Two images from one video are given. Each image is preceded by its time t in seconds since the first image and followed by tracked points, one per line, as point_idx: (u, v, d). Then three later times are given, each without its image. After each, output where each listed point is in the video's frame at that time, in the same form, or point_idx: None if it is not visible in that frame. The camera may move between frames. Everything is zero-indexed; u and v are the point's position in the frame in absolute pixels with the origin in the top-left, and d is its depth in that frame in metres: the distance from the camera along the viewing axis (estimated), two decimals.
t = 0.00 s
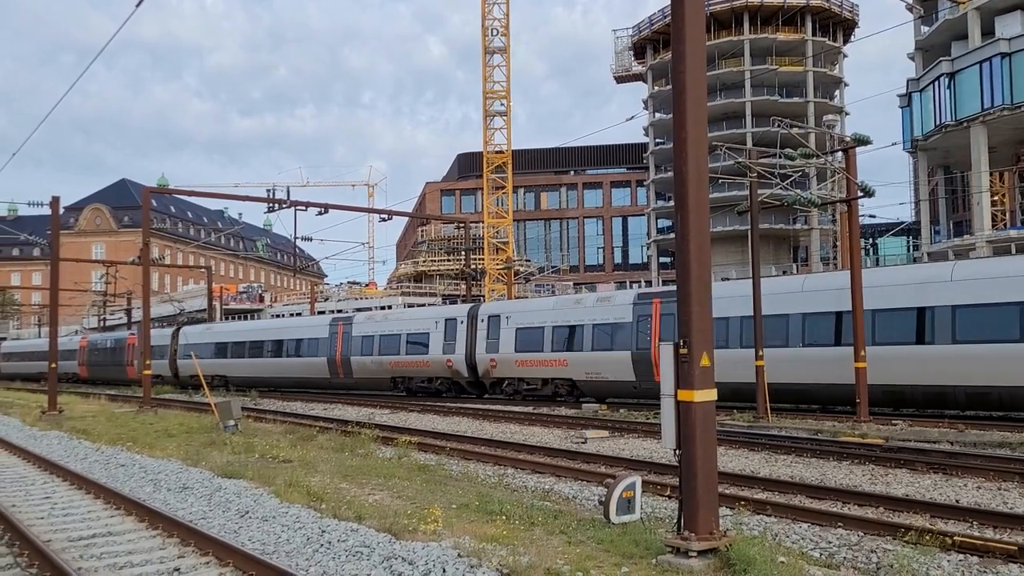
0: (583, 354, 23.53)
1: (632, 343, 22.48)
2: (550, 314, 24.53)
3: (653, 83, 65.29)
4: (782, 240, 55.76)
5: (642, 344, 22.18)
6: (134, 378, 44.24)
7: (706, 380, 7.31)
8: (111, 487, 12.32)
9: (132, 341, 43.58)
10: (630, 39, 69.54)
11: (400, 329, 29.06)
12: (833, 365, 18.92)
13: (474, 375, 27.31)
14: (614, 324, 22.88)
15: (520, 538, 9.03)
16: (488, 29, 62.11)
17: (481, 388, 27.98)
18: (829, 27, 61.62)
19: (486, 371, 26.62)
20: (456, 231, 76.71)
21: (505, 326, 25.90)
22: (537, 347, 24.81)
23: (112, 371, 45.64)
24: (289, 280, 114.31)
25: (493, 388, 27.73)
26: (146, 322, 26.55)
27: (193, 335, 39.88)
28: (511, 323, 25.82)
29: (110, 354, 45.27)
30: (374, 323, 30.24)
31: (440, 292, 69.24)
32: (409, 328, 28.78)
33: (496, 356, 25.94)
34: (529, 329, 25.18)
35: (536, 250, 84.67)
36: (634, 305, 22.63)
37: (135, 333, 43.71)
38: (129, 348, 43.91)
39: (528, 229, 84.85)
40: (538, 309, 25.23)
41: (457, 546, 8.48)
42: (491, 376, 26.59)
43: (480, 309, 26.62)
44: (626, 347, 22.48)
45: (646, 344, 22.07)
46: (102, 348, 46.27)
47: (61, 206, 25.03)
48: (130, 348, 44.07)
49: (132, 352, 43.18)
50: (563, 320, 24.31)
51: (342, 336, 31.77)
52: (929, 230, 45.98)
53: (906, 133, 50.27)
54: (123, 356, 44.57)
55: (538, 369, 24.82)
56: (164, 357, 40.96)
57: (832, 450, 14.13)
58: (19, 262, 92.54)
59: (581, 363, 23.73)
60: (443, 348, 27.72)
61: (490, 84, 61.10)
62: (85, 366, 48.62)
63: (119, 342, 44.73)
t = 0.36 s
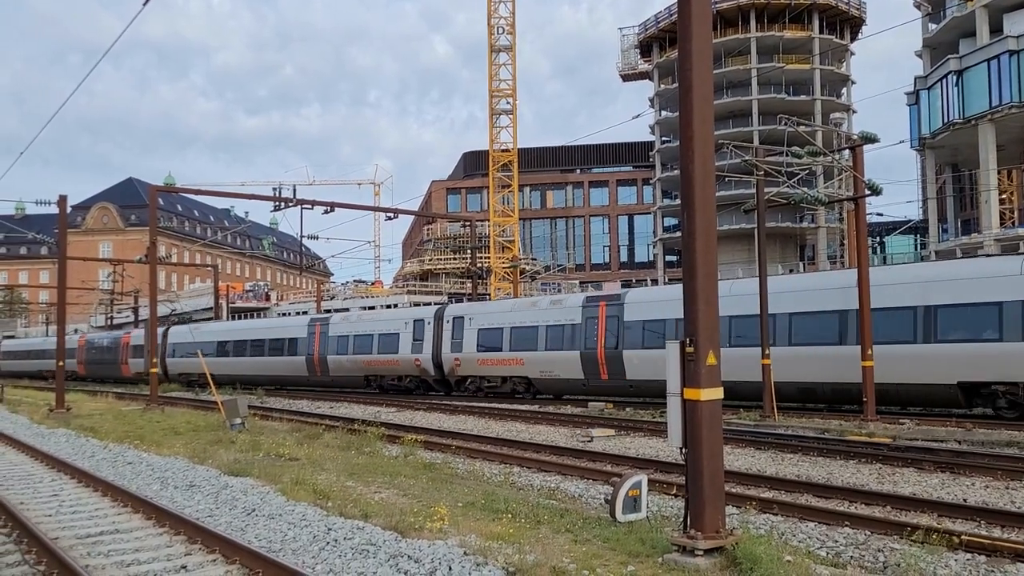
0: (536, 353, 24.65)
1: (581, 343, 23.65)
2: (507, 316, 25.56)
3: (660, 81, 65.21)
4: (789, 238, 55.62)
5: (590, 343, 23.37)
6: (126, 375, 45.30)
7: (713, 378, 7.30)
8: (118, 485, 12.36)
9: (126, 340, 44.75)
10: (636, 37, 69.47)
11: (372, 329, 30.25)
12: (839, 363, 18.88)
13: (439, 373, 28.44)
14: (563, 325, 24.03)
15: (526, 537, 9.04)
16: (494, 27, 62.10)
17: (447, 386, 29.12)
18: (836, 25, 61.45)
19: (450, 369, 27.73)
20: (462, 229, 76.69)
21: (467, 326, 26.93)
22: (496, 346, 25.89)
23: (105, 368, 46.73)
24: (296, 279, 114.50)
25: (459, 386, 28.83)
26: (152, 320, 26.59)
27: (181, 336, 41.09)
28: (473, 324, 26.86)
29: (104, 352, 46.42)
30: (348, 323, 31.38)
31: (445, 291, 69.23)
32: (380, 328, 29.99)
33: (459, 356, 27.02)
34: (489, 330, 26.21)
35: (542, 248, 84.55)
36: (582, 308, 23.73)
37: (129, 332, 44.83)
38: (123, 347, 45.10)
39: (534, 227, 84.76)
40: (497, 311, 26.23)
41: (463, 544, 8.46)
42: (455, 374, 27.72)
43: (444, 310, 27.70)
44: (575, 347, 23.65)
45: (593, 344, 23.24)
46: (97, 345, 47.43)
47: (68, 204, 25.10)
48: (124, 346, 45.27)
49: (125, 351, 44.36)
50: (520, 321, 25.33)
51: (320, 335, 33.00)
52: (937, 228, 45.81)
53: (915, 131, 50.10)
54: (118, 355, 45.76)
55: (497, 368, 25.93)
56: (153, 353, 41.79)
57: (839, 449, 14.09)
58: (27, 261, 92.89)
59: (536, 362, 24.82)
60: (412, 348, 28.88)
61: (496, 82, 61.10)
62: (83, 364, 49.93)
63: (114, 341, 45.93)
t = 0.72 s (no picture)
0: (490, 351, 26.35)
1: (531, 341, 25.32)
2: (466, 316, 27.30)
3: (667, 78, 65.06)
4: (797, 235, 55.49)
5: (539, 342, 25.00)
6: (125, 373, 47.21)
7: (719, 375, 7.30)
8: (126, 482, 12.39)
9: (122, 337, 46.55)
10: (643, 33, 69.36)
11: (346, 328, 32.04)
12: (846, 360, 18.83)
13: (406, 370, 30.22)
14: (514, 325, 25.77)
15: (533, 534, 9.04)
16: (500, 24, 62.02)
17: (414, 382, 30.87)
18: (844, 21, 61.28)
19: (417, 366, 29.55)
20: (468, 227, 76.69)
21: (432, 326, 28.76)
22: (457, 345, 27.65)
23: (104, 366, 48.53)
24: (303, 277, 114.90)
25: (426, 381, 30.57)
26: (160, 317, 26.65)
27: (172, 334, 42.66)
28: (437, 325, 28.73)
29: (102, 349, 48.33)
30: (324, 323, 33.24)
31: (452, 288, 69.24)
32: (353, 327, 31.80)
33: (424, 354, 28.85)
34: (450, 330, 28.02)
35: (549, 245, 84.46)
36: (532, 309, 25.43)
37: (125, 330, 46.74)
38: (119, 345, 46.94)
39: (540, 224, 84.69)
40: (457, 312, 28.03)
41: (470, 541, 8.49)
42: (421, 371, 29.55)
43: (410, 310, 29.55)
44: (525, 345, 25.35)
45: (542, 343, 24.91)
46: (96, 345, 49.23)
47: (76, 202, 25.18)
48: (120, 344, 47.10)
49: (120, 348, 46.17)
50: (477, 321, 26.99)
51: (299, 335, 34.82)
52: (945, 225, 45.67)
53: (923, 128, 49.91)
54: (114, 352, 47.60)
55: (458, 365, 27.68)
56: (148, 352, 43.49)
57: (846, 446, 14.06)
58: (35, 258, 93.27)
59: (493, 360, 26.45)
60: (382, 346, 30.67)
61: (502, 79, 61.05)
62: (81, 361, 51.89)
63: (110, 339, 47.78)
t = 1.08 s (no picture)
0: (454, 347, 27.73)
1: (490, 338, 26.75)
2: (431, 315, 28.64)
3: (674, 73, 64.91)
4: (804, 230, 55.40)
5: (497, 339, 26.40)
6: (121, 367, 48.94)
7: (726, 371, 7.29)
8: (134, 477, 12.44)
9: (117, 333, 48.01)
10: (650, 28, 69.19)
11: (322, 325, 33.60)
12: (853, 356, 18.78)
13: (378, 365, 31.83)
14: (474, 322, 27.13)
15: (539, 528, 9.06)
16: (507, 20, 61.95)
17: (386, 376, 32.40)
18: (852, 15, 61.06)
19: (388, 362, 30.99)
20: (475, 222, 76.70)
21: (401, 324, 30.10)
22: (424, 342, 28.99)
23: (102, 361, 50.12)
24: (310, 272, 115.24)
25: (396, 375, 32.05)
26: (167, 312, 26.71)
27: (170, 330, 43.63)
28: (406, 322, 30.11)
29: (98, 345, 49.92)
30: (303, 320, 34.80)
31: (458, 284, 69.32)
32: (329, 324, 33.33)
33: (394, 350, 30.23)
34: (418, 327, 29.40)
35: (555, 240, 84.50)
36: (490, 307, 26.88)
37: (121, 326, 48.26)
38: (115, 341, 48.42)
39: (547, 220, 84.71)
40: (425, 310, 29.39)
41: (477, 536, 8.48)
42: (392, 366, 31.06)
43: (380, 309, 30.93)
44: (484, 340, 26.73)
45: (499, 340, 26.31)
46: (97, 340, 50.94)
47: (84, 198, 25.28)
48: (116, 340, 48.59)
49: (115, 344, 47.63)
50: (442, 319, 28.43)
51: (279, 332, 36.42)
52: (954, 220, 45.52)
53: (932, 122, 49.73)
54: (111, 347, 49.10)
55: (424, 361, 29.03)
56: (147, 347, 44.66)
57: (853, 442, 14.03)
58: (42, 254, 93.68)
59: (456, 356, 27.92)
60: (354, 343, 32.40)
61: (509, 75, 61.01)
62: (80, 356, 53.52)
63: (107, 335, 49.28)
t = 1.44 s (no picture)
0: (418, 348, 28.99)
1: (452, 339, 27.97)
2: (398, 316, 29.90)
3: (680, 70, 64.70)
4: (809, 228, 55.28)
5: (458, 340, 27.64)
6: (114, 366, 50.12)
7: (733, 370, 7.19)
8: (138, 477, 12.37)
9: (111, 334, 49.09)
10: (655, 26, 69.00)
11: (297, 326, 34.85)
12: (861, 355, 18.68)
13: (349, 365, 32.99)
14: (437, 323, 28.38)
15: (545, 530, 8.96)
16: (511, 17, 61.82)
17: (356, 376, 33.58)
18: (859, 12, 60.81)
19: (358, 362, 32.22)
20: (479, 221, 76.56)
21: (370, 325, 31.32)
22: (391, 342, 30.23)
23: (97, 360, 51.23)
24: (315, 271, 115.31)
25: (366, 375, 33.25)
26: (171, 312, 26.64)
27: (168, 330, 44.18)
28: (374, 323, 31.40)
29: (92, 344, 51.08)
30: (280, 321, 36.05)
31: (463, 283, 69.21)
32: (303, 325, 34.53)
33: (362, 350, 31.49)
34: (386, 328, 30.63)
35: (560, 239, 84.34)
36: (452, 309, 28.10)
37: (114, 327, 49.36)
38: (108, 342, 49.49)
39: (552, 218, 84.57)
40: (392, 312, 30.62)
41: (482, 537, 8.40)
42: (362, 365, 32.26)
43: (350, 311, 32.21)
44: (447, 341, 27.97)
45: (460, 340, 27.55)
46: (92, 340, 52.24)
47: (87, 197, 25.18)
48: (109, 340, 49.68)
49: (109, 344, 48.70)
50: (407, 321, 29.66)
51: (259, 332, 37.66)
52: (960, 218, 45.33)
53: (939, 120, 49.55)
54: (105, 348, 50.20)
55: (391, 361, 30.27)
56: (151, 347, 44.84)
57: (862, 442, 13.91)
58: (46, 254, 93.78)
59: (420, 356, 29.14)
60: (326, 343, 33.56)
61: (513, 73, 60.90)
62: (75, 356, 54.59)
63: (101, 336, 50.38)
